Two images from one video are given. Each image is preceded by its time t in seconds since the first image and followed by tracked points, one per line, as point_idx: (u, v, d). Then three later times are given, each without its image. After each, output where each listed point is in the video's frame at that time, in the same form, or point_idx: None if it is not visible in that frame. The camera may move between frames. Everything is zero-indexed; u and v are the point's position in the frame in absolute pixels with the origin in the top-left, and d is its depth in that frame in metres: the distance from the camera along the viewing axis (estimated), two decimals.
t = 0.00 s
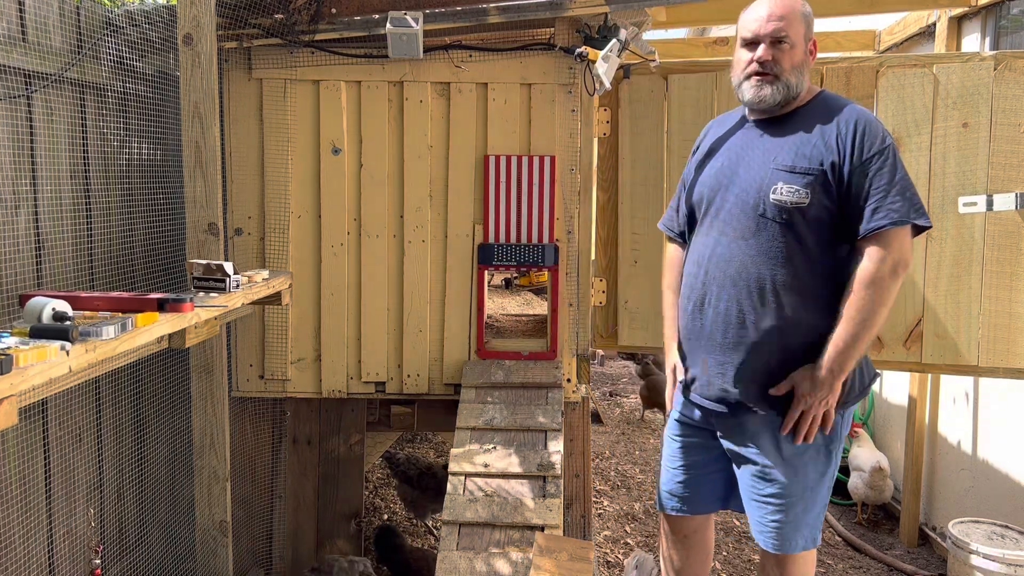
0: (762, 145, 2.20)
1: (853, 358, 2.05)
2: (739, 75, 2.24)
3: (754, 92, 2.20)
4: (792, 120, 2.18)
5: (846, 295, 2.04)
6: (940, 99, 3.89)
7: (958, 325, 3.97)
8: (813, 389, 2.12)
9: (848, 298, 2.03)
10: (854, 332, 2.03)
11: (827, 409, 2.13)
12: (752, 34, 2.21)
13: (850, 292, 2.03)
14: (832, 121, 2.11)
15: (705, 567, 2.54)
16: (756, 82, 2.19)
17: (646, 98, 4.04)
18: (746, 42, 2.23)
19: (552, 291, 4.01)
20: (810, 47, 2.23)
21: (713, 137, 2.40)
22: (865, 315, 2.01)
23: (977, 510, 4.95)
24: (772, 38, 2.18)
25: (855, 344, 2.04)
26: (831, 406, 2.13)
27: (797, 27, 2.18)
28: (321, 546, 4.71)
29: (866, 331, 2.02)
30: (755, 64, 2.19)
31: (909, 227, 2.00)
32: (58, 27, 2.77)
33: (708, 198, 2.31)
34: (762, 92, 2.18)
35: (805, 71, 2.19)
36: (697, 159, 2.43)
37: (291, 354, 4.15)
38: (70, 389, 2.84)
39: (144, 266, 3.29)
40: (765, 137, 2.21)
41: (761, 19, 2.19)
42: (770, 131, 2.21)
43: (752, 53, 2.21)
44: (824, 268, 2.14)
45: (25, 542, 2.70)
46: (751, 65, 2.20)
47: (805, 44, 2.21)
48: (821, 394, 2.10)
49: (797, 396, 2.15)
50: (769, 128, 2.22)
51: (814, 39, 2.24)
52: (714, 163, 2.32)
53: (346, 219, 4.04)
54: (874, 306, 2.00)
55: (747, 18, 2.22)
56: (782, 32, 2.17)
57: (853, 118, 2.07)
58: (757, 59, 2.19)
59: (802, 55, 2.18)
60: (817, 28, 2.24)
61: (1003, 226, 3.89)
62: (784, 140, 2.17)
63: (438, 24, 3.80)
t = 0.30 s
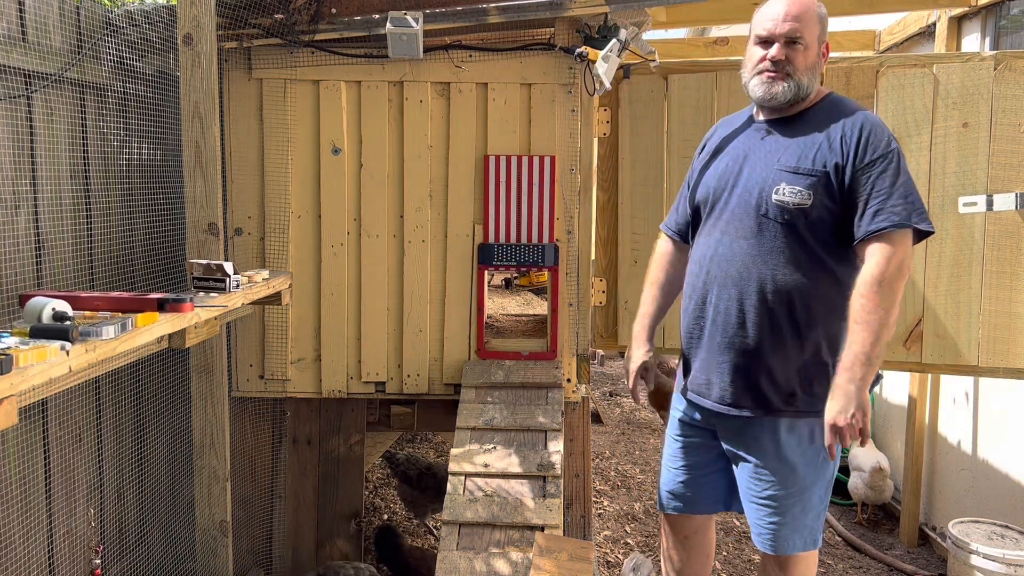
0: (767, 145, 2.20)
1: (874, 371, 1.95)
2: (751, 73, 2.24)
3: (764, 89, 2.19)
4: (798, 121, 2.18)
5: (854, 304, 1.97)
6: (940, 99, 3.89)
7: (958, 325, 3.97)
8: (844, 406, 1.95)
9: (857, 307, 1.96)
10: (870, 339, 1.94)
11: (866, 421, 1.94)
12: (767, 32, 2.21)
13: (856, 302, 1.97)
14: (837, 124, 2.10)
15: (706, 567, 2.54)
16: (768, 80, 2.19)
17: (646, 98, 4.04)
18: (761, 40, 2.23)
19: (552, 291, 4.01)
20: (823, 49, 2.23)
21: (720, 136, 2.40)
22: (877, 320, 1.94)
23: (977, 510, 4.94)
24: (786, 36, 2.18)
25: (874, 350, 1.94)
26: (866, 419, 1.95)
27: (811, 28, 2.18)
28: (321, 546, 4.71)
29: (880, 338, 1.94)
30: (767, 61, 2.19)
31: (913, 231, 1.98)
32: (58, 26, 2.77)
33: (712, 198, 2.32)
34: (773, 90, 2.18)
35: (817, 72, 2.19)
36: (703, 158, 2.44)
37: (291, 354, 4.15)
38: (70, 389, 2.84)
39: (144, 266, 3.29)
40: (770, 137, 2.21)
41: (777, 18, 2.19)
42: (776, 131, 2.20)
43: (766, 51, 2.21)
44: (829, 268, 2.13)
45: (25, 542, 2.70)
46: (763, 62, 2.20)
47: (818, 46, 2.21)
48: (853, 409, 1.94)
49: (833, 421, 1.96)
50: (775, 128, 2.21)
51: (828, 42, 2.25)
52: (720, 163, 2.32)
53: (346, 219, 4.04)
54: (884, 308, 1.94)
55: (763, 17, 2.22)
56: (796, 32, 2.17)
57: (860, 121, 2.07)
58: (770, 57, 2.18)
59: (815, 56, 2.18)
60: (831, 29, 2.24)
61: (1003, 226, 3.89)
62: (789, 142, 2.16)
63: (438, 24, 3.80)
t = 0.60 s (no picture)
0: (770, 146, 2.20)
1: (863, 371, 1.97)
2: (756, 74, 2.24)
3: (769, 90, 2.19)
4: (801, 122, 2.18)
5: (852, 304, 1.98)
6: (940, 99, 3.89)
7: (958, 325, 3.97)
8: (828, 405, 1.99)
9: (855, 306, 1.97)
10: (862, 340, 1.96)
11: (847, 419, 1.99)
12: (774, 32, 2.20)
13: (856, 302, 1.98)
14: (840, 126, 2.10)
15: (706, 567, 2.54)
16: (773, 81, 2.19)
17: (646, 98, 4.04)
18: (767, 39, 2.22)
19: (552, 291, 4.01)
20: (830, 50, 2.23)
21: (725, 136, 2.40)
22: (873, 322, 1.95)
23: (977, 509, 4.94)
24: (792, 37, 2.18)
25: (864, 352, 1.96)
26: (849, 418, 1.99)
27: (818, 29, 2.18)
28: (320, 547, 4.71)
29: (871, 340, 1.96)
30: (773, 61, 2.19)
31: (915, 234, 1.98)
32: (58, 26, 2.77)
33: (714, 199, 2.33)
34: (778, 91, 2.18)
35: (823, 74, 2.19)
36: (707, 158, 2.44)
37: (291, 354, 4.15)
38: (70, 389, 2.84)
39: (144, 266, 3.29)
40: (773, 138, 2.21)
41: (784, 18, 2.19)
42: (779, 133, 2.20)
43: (772, 51, 2.20)
44: (829, 269, 2.13)
45: (25, 542, 2.70)
46: (769, 62, 2.20)
47: (824, 47, 2.21)
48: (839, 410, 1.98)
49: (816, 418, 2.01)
50: (779, 130, 2.22)
51: (835, 44, 2.25)
52: (723, 163, 2.33)
53: (346, 219, 4.04)
54: (882, 311, 1.95)
55: (769, 17, 2.22)
56: (802, 33, 2.17)
57: (862, 123, 2.07)
58: (776, 58, 2.18)
59: (821, 58, 2.18)
60: (837, 30, 2.24)
61: (1003, 226, 3.89)
62: (791, 143, 2.16)
63: (438, 24, 3.80)
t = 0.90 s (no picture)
0: (772, 148, 2.20)
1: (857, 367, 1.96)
2: (753, 81, 2.24)
3: (766, 98, 2.20)
4: (802, 124, 2.18)
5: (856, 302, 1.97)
6: (940, 99, 3.89)
7: (958, 324, 3.96)
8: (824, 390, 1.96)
9: (858, 304, 1.96)
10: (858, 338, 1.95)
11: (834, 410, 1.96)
12: (765, 38, 2.19)
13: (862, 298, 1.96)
14: (841, 127, 2.10)
15: (708, 568, 2.54)
16: (769, 90, 2.19)
17: (646, 98, 4.04)
18: (759, 46, 2.22)
19: (552, 291, 4.01)
20: (825, 49, 2.21)
21: (727, 138, 2.41)
22: (875, 322, 1.94)
23: (977, 509, 4.94)
24: (785, 42, 2.16)
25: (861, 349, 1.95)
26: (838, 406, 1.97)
27: (811, 30, 2.16)
28: (321, 547, 4.70)
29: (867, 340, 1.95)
30: (767, 69, 2.19)
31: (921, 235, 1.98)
32: (58, 26, 2.77)
33: (716, 201, 2.33)
34: (775, 99, 2.18)
35: (819, 75, 2.18)
36: (710, 160, 2.45)
37: (291, 354, 4.15)
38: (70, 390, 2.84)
39: (144, 266, 3.29)
40: (774, 140, 2.21)
41: (775, 23, 2.17)
42: (781, 135, 2.20)
43: (766, 58, 2.20)
44: (830, 270, 2.13)
45: (25, 542, 2.70)
46: (764, 70, 2.20)
47: (820, 46, 2.20)
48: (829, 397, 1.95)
49: (806, 403, 1.97)
50: (781, 132, 2.21)
51: (830, 41, 2.23)
52: (725, 165, 2.33)
53: (346, 219, 4.04)
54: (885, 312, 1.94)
55: (761, 22, 2.20)
56: (795, 36, 2.16)
57: (864, 125, 2.07)
58: (770, 65, 2.18)
59: (816, 59, 2.17)
60: (832, 27, 2.22)
61: (1003, 226, 3.89)
62: (793, 145, 2.17)
63: (438, 24, 3.80)
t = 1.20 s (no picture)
0: (776, 150, 2.20)
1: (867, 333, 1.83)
2: (746, 93, 2.24)
3: (761, 108, 2.20)
4: (804, 127, 2.18)
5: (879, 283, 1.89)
6: (940, 99, 3.89)
7: (958, 324, 3.96)
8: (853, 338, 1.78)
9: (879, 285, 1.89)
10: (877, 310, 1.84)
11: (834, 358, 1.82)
12: (752, 51, 2.19)
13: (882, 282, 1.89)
14: (846, 128, 2.11)
15: (711, 568, 2.53)
16: (762, 100, 2.19)
17: (646, 98, 4.04)
18: (747, 59, 2.22)
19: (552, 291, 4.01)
20: (815, 51, 2.19)
21: (729, 139, 2.40)
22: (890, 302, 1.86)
23: (977, 509, 4.94)
24: (772, 53, 2.15)
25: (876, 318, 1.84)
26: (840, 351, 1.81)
27: (798, 36, 2.15)
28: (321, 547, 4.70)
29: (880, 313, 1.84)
30: (758, 82, 2.18)
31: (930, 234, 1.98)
32: (58, 26, 2.77)
33: (718, 203, 2.32)
34: (770, 109, 2.18)
35: (813, 78, 2.17)
36: (711, 160, 2.45)
37: (291, 354, 4.15)
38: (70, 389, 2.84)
39: (144, 266, 3.29)
40: (777, 142, 2.21)
41: (759, 36, 2.17)
42: (784, 137, 2.21)
43: (755, 71, 2.20)
44: (831, 270, 2.13)
45: (25, 542, 2.70)
46: (755, 83, 2.20)
47: (810, 49, 2.19)
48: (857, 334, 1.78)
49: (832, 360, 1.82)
50: (785, 133, 2.21)
51: (819, 42, 2.21)
52: (728, 166, 2.33)
53: (346, 218, 4.04)
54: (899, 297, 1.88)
55: (746, 35, 2.20)
56: (782, 46, 2.15)
57: (868, 125, 2.07)
58: (760, 78, 2.17)
59: (807, 64, 2.16)
60: (822, 28, 2.21)
61: (1003, 226, 3.89)
62: (796, 146, 2.17)
63: (438, 24, 3.80)
